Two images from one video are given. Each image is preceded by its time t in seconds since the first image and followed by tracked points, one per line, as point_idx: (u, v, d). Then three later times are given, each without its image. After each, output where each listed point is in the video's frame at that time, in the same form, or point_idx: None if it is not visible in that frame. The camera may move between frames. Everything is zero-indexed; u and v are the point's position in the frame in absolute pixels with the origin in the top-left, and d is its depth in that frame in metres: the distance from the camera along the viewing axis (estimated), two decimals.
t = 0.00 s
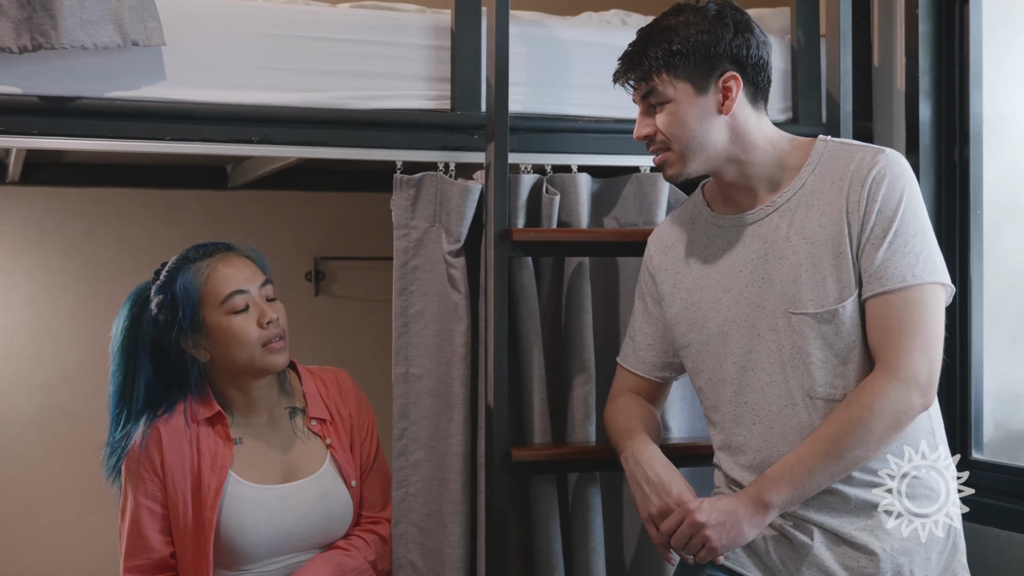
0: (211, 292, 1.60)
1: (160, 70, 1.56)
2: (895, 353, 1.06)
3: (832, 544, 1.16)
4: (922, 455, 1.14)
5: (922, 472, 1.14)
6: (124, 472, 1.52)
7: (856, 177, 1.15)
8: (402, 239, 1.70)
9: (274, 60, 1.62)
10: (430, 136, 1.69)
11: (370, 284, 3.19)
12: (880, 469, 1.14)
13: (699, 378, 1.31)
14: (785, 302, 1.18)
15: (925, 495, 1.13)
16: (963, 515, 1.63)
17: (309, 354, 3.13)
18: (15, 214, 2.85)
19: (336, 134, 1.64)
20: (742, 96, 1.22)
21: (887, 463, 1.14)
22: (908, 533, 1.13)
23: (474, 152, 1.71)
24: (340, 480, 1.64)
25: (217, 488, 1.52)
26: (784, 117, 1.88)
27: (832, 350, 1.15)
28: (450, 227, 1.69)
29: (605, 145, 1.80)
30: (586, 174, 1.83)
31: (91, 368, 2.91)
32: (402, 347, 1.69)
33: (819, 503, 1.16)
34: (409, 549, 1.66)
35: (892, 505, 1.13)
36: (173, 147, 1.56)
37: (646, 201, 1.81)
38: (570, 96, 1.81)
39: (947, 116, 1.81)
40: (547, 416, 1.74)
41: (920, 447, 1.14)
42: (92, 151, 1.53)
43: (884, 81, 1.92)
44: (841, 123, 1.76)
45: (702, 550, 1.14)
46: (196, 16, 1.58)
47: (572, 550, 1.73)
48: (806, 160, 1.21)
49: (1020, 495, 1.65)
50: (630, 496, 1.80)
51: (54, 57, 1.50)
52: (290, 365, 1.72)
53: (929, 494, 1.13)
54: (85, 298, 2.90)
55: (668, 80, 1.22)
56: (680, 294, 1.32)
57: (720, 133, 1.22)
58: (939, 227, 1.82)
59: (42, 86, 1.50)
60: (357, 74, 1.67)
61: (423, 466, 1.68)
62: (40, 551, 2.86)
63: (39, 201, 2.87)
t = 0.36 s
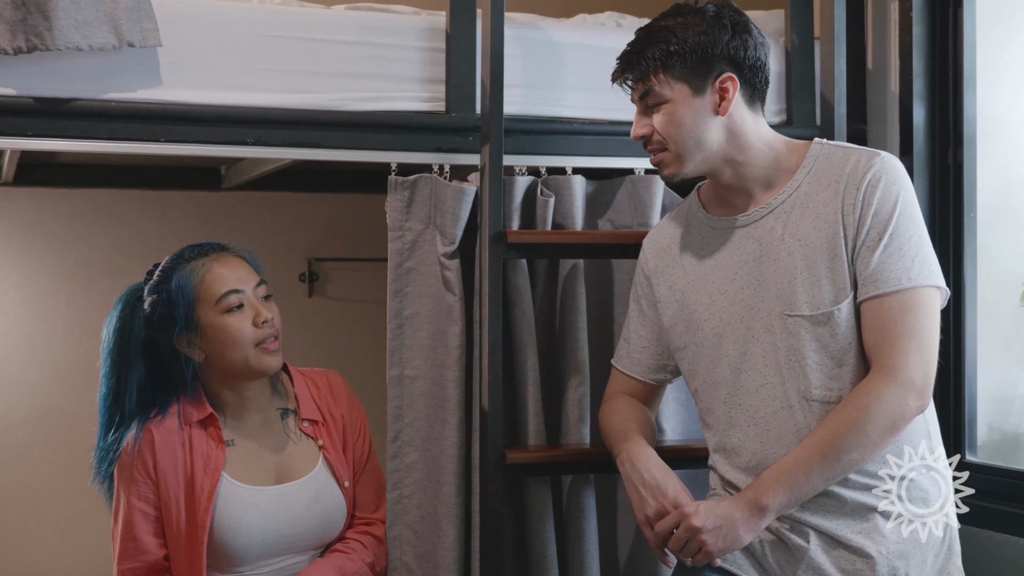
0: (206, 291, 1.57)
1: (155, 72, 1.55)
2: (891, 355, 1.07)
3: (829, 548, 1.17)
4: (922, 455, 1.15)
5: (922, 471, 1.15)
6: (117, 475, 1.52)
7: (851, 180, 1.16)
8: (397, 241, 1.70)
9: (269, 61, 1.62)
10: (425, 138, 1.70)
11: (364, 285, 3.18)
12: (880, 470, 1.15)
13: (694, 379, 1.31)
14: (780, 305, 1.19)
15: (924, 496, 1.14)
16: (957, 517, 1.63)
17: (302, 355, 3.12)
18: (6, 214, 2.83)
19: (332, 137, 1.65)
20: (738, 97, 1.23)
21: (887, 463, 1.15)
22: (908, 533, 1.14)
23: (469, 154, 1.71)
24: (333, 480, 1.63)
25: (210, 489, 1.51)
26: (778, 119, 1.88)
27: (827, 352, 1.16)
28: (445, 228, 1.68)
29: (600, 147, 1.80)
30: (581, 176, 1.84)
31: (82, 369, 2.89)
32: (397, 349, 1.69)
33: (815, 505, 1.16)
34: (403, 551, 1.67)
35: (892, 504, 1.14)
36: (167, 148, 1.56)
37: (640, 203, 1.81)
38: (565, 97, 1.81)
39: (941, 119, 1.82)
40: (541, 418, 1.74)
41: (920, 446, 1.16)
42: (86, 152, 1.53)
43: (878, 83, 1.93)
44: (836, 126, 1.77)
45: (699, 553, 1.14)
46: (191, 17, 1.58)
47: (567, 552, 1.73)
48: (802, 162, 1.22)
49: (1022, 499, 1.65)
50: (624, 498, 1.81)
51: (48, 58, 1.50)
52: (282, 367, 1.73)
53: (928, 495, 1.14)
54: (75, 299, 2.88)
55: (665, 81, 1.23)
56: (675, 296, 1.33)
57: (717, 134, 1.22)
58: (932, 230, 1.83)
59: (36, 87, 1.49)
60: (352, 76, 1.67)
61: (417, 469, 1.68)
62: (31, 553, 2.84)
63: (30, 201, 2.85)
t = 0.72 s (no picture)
0: (214, 296, 1.57)
1: (152, 75, 1.55)
2: (890, 358, 1.07)
3: (826, 552, 1.17)
4: (920, 455, 1.16)
5: (921, 472, 1.16)
6: (111, 478, 1.53)
7: (849, 183, 1.16)
8: (396, 244, 1.70)
9: (267, 64, 1.62)
10: (423, 140, 1.70)
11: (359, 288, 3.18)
12: (880, 471, 1.15)
13: (690, 382, 1.31)
14: (779, 308, 1.19)
15: (922, 496, 1.14)
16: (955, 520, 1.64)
17: (297, 358, 3.11)
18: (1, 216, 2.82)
19: (329, 139, 1.64)
20: (735, 103, 1.23)
21: (888, 463, 1.14)
22: (908, 534, 1.14)
23: (467, 157, 1.70)
24: (324, 482, 1.61)
25: (205, 491, 1.50)
26: (774, 123, 1.89)
27: (826, 356, 1.16)
28: (444, 232, 1.68)
29: (597, 150, 1.80)
30: (578, 180, 1.84)
31: (79, 372, 2.89)
32: (399, 352, 1.70)
33: (812, 508, 1.17)
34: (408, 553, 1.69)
35: (891, 505, 1.14)
36: (165, 151, 1.55)
37: (638, 207, 1.82)
38: (562, 101, 1.81)
39: (937, 122, 1.82)
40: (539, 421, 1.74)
41: (919, 447, 1.16)
42: (84, 155, 1.53)
43: (875, 87, 1.94)
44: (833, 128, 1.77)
45: (698, 557, 1.14)
46: (189, 20, 1.58)
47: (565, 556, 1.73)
48: (799, 166, 1.22)
49: (1015, 502, 1.66)
50: (622, 501, 1.81)
51: (46, 61, 1.49)
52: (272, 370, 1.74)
53: (926, 496, 1.15)
54: (70, 301, 2.87)
55: (661, 89, 1.23)
56: (671, 298, 1.33)
57: (714, 141, 1.22)
58: (930, 232, 1.83)
59: (34, 90, 1.49)
60: (349, 79, 1.67)
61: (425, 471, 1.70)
62: (26, 557, 2.83)
63: (26, 204, 2.84)
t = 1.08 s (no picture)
0: (212, 293, 1.57)
1: (153, 74, 1.55)
2: (892, 358, 1.07)
3: (824, 553, 1.16)
4: (921, 455, 1.16)
5: (922, 471, 1.16)
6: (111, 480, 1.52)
7: (851, 182, 1.16)
8: (400, 243, 1.70)
9: (268, 64, 1.62)
10: (424, 140, 1.69)
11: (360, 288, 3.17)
12: (880, 471, 1.14)
13: (690, 382, 1.31)
14: (780, 306, 1.19)
15: (922, 495, 1.14)
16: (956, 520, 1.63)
17: (298, 357, 3.11)
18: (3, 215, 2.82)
19: (330, 139, 1.64)
20: (735, 103, 1.22)
21: (888, 463, 1.14)
22: (908, 533, 1.14)
23: (467, 157, 1.70)
24: (326, 483, 1.61)
25: (205, 492, 1.49)
26: (776, 122, 1.89)
27: (827, 355, 1.16)
28: (447, 232, 1.67)
29: (598, 149, 1.80)
30: (579, 179, 1.84)
31: (80, 371, 2.89)
32: (407, 350, 1.70)
33: (812, 509, 1.16)
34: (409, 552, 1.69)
35: (890, 505, 1.14)
36: (166, 150, 1.55)
37: (639, 206, 1.82)
38: (563, 100, 1.81)
39: (939, 122, 1.82)
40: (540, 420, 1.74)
41: (920, 446, 1.16)
42: (85, 154, 1.52)
43: (876, 87, 1.94)
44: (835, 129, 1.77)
45: (702, 557, 1.13)
46: (190, 20, 1.58)
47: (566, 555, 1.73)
48: (800, 165, 1.22)
49: (1016, 501, 1.66)
50: (623, 501, 1.80)
51: (48, 60, 1.49)
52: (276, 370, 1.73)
53: (925, 496, 1.15)
54: (71, 301, 2.87)
55: (660, 90, 1.22)
56: (672, 297, 1.33)
57: (715, 141, 1.22)
58: (932, 232, 1.83)
59: (36, 89, 1.49)
60: (350, 78, 1.67)
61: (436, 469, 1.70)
62: (28, 556, 2.83)
63: (27, 203, 2.84)
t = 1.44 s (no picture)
0: (209, 293, 1.57)
1: (153, 73, 1.55)
2: (887, 358, 1.07)
3: (819, 556, 1.17)
4: (921, 455, 1.16)
5: (922, 472, 1.16)
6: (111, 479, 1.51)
7: (846, 182, 1.16)
8: (397, 242, 1.70)
9: (267, 63, 1.62)
10: (424, 139, 1.70)
11: (359, 288, 3.17)
12: (880, 471, 1.14)
13: (686, 382, 1.31)
14: (775, 307, 1.19)
15: (922, 495, 1.14)
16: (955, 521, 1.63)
17: (298, 357, 3.11)
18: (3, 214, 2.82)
19: (329, 138, 1.64)
20: (730, 105, 1.22)
21: (888, 463, 1.14)
22: (908, 533, 1.14)
23: (467, 156, 1.70)
24: (328, 485, 1.61)
25: (204, 492, 1.50)
26: (775, 122, 1.89)
27: (822, 355, 1.16)
28: (443, 231, 1.68)
29: (598, 149, 1.80)
30: (578, 179, 1.84)
31: (81, 370, 2.89)
32: (400, 350, 1.70)
33: (805, 512, 1.17)
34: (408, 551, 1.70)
35: (891, 504, 1.14)
36: (166, 149, 1.56)
37: (638, 206, 1.82)
38: (563, 100, 1.81)
39: (938, 122, 1.82)
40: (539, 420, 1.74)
41: (920, 446, 1.16)
42: (85, 152, 1.53)
43: (876, 87, 1.94)
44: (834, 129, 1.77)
45: (695, 557, 1.14)
46: (190, 18, 1.58)
47: (565, 555, 1.73)
48: (796, 166, 1.22)
49: (1015, 501, 1.66)
50: (622, 501, 1.81)
51: (47, 58, 1.50)
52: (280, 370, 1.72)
53: (926, 496, 1.14)
54: (72, 299, 2.88)
55: (654, 94, 1.22)
56: (668, 297, 1.33)
57: (710, 143, 1.22)
58: (931, 233, 1.83)
59: (35, 88, 1.49)
60: (350, 77, 1.67)
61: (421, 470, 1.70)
62: (29, 554, 2.84)
63: (28, 202, 2.84)
